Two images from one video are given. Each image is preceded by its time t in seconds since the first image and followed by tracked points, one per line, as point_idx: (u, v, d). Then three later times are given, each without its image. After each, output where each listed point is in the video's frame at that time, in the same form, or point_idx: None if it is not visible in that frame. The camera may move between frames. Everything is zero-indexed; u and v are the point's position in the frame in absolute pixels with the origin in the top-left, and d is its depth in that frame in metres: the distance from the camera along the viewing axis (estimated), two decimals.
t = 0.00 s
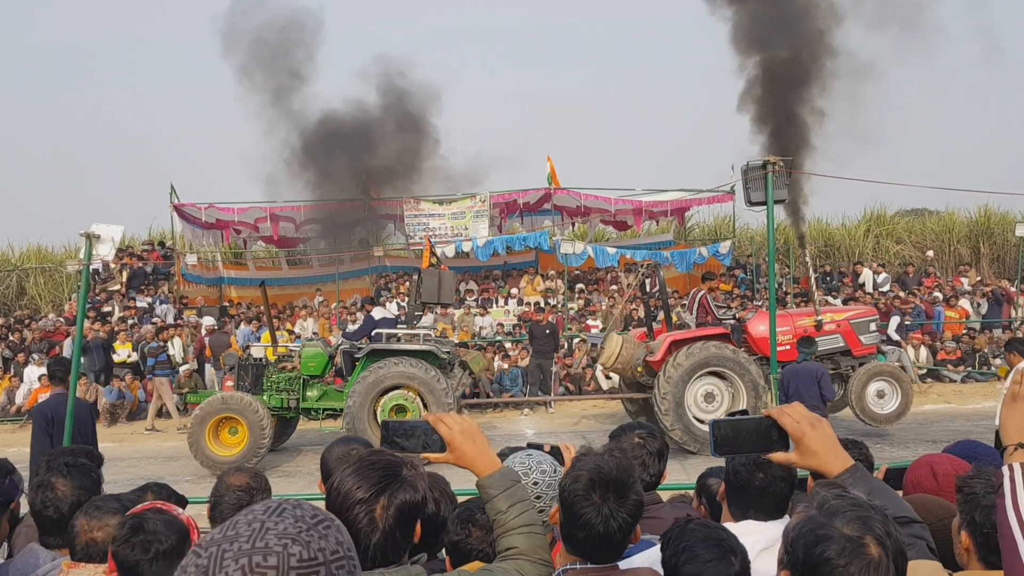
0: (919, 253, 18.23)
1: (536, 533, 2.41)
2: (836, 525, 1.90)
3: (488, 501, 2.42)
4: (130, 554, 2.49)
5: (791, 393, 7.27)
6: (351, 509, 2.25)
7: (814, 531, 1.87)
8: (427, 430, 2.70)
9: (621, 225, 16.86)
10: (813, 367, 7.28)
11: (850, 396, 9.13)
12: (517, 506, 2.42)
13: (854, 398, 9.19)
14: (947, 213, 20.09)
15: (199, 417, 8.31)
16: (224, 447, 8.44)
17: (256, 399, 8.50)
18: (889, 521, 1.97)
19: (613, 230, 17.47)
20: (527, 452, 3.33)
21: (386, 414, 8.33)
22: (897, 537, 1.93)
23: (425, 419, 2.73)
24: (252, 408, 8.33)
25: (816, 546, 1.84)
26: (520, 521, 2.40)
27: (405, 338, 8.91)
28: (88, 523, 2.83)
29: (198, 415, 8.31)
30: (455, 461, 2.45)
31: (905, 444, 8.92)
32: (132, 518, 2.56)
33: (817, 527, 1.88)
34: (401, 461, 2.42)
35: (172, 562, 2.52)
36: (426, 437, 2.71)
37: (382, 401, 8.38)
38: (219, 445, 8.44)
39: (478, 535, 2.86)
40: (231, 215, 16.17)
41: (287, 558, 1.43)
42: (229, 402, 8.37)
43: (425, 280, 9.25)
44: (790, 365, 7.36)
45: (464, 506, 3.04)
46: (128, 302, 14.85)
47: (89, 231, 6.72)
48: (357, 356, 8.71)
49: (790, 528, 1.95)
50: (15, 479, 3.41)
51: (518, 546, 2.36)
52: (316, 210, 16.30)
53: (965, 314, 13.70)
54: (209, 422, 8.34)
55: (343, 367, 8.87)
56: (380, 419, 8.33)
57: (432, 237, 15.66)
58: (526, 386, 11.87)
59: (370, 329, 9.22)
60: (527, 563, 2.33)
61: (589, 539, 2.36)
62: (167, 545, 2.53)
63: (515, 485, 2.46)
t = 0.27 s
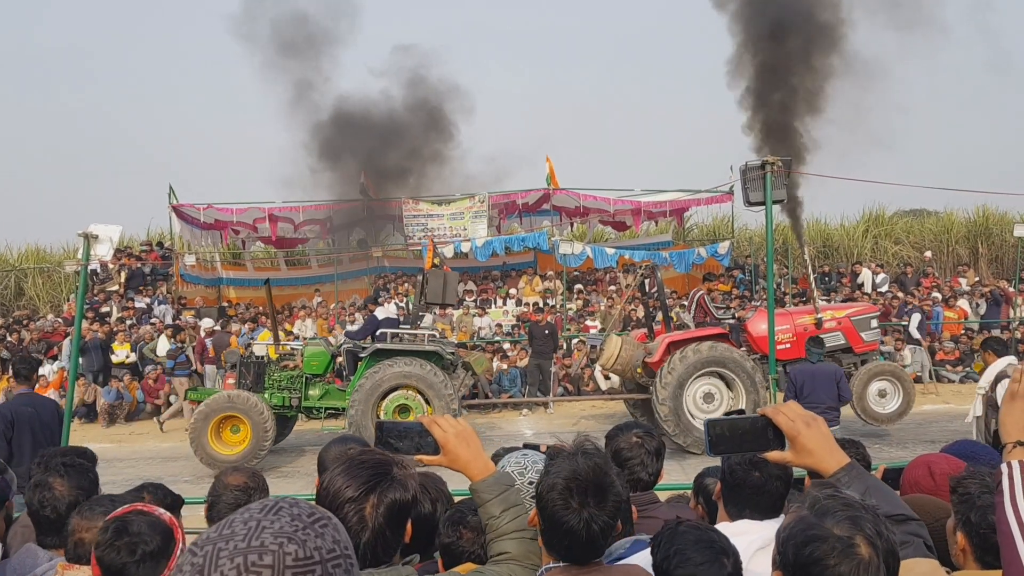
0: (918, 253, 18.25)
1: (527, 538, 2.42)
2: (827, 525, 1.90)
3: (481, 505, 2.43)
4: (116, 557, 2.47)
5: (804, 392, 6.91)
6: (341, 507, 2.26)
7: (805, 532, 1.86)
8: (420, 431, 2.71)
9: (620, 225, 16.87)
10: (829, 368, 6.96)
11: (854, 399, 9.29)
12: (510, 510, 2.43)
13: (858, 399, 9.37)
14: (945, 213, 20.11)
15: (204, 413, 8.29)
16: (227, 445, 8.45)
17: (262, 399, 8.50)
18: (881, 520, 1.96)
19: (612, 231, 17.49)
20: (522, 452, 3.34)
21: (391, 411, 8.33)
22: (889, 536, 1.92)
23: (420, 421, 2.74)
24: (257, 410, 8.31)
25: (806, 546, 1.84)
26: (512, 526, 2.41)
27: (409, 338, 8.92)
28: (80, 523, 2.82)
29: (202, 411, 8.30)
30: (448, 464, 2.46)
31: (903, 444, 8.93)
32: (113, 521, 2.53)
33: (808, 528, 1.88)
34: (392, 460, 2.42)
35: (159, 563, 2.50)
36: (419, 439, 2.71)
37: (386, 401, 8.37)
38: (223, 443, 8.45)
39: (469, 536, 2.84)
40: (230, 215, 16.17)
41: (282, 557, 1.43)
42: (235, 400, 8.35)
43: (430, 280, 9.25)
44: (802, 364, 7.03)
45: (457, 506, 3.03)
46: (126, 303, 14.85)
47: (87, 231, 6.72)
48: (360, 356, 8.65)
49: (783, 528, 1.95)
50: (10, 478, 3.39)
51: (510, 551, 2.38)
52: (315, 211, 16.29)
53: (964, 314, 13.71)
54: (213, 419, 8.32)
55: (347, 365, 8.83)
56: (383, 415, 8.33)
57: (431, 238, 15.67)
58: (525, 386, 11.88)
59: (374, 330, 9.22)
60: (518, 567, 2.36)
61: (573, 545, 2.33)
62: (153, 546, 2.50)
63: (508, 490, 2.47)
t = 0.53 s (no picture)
0: (915, 253, 18.27)
1: (523, 536, 2.40)
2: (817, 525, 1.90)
3: (474, 505, 2.42)
4: (107, 559, 2.46)
5: (816, 394, 6.76)
6: (331, 508, 2.25)
7: (794, 532, 1.86)
8: (413, 431, 2.70)
9: (617, 225, 16.87)
10: (845, 371, 6.75)
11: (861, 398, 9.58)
12: (503, 510, 2.41)
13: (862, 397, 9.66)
14: (943, 212, 20.13)
15: (208, 410, 8.29)
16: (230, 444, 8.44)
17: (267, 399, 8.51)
18: (870, 520, 1.97)
19: (610, 230, 17.49)
20: (518, 451, 3.34)
21: (395, 410, 8.33)
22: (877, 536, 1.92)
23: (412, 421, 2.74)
24: (263, 411, 8.35)
25: (797, 545, 1.84)
26: (507, 525, 2.39)
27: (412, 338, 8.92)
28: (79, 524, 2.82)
29: (208, 409, 8.29)
30: (440, 464, 2.44)
31: (901, 443, 8.94)
32: (105, 522, 2.52)
33: (798, 527, 1.88)
34: (383, 460, 2.41)
35: (150, 564, 2.50)
36: (412, 439, 2.71)
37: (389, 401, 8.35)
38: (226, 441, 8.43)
39: (468, 533, 2.85)
40: (227, 215, 16.15)
41: (272, 557, 1.43)
42: (240, 399, 8.36)
43: (436, 281, 9.04)
44: (820, 365, 6.86)
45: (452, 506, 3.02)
46: (124, 303, 14.83)
47: (84, 231, 6.71)
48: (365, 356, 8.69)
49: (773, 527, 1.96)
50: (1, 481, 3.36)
51: (505, 550, 2.36)
52: (312, 211, 16.28)
53: (961, 313, 13.73)
54: (216, 418, 8.32)
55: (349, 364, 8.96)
56: (393, 411, 8.36)
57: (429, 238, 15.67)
58: (522, 386, 11.88)
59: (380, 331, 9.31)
60: (512, 566, 2.34)
61: (577, 541, 2.35)
62: (144, 547, 2.50)
63: (502, 489, 2.45)
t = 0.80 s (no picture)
0: (915, 250, 18.26)
1: (525, 531, 2.40)
2: (812, 523, 1.89)
3: (475, 500, 2.41)
4: (121, 556, 2.47)
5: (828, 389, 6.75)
6: (335, 505, 2.25)
7: (789, 530, 1.87)
8: (412, 428, 2.72)
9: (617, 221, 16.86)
10: (853, 369, 6.78)
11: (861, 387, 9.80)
12: (505, 504, 2.40)
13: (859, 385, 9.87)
14: (943, 209, 20.11)
15: (214, 399, 8.33)
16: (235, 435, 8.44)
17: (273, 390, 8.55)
18: (865, 517, 1.95)
19: (610, 227, 17.48)
20: (519, 448, 3.34)
21: (399, 406, 8.32)
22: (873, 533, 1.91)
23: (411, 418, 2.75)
24: (268, 403, 8.39)
25: (792, 543, 1.84)
26: (509, 519, 2.39)
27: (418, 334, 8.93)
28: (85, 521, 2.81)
29: (214, 397, 8.34)
30: (440, 460, 2.46)
31: (900, 440, 8.94)
32: (122, 518, 2.52)
33: (793, 526, 1.88)
34: (387, 458, 2.42)
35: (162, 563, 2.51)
36: (411, 436, 2.72)
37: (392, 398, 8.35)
38: (230, 431, 8.45)
39: (471, 529, 2.86)
40: (227, 211, 16.15)
41: (262, 550, 1.42)
42: (247, 390, 8.38)
43: (448, 278, 9.01)
44: (829, 360, 6.84)
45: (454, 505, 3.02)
46: (123, 299, 14.83)
47: (84, 227, 6.72)
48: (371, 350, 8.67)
49: (767, 524, 1.96)
50: None
51: (507, 545, 2.35)
52: (312, 207, 16.22)
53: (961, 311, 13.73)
54: (221, 406, 8.36)
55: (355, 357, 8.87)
56: (394, 408, 8.35)
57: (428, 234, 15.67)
58: (522, 383, 11.89)
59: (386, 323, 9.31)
60: (515, 562, 2.32)
61: (581, 540, 2.35)
62: (158, 548, 2.50)
63: (503, 484, 2.45)
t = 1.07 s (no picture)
0: (911, 244, 18.30)
1: (521, 523, 2.41)
2: (802, 523, 1.89)
3: (473, 493, 2.41)
4: (118, 552, 2.46)
5: (821, 384, 6.74)
6: (333, 497, 2.24)
7: (779, 529, 1.88)
8: (409, 422, 2.72)
9: (614, 215, 16.86)
10: (846, 363, 6.80)
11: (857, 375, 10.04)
12: (501, 497, 2.41)
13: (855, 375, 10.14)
14: (938, 204, 20.15)
15: (214, 383, 8.42)
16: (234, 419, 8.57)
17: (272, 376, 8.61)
18: (857, 515, 1.94)
19: (606, 220, 17.48)
20: (514, 442, 3.35)
21: (399, 396, 8.33)
22: (865, 532, 1.90)
23: (408, 412, 2.75)
24: (268, 389, 8.43)
25: (781, 543, 1.85)
26: (506, 512, 2.39)
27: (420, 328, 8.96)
28: (74, 516, 2.78)
29: (215, 379, 8.45)
30: (438, 454, 2.45)
31: (895, 434, 8.97)
32: (120, 515, 2.51)
33: (783, 525, 1.89)
34: (384, 451, 2.41)
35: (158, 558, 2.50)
36: (408, 430, 2.73)
37: (391, 393, 8.34)
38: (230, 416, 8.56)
39: (466, 523, 2.86)
40: (222, 204, 16.11)
41: (238, 543, 1.33)
42: (248, 375, 8.45)
43: (453, 274, 8.98)
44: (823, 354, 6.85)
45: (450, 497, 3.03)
46: (118, 292, 14.80)
47: (78, 219, 6.69)
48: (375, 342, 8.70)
49: (759, 522, 1.97)
50: None
51: (504, 537, 2.36)
52: (308, 200, 16.28)
53: (956, 304, 13.77)
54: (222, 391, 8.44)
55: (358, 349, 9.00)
56: (392, 401, 8.34)
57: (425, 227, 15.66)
58: (517, 376, 11.90)
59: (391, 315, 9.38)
60: (513, 555, 2.34)
61: (575, 534, 2.36)
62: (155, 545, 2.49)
63: (499, 477, 2.46)
